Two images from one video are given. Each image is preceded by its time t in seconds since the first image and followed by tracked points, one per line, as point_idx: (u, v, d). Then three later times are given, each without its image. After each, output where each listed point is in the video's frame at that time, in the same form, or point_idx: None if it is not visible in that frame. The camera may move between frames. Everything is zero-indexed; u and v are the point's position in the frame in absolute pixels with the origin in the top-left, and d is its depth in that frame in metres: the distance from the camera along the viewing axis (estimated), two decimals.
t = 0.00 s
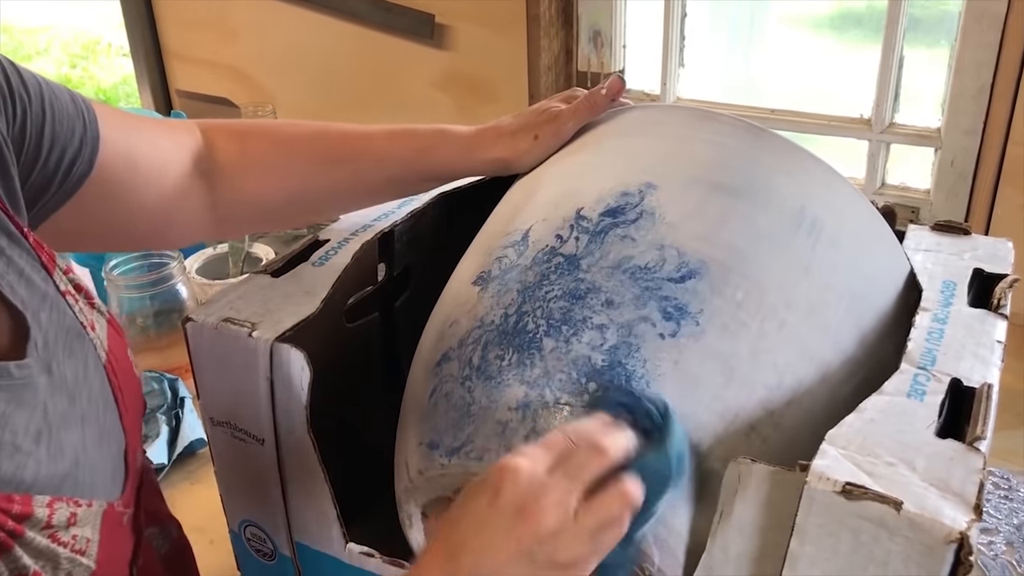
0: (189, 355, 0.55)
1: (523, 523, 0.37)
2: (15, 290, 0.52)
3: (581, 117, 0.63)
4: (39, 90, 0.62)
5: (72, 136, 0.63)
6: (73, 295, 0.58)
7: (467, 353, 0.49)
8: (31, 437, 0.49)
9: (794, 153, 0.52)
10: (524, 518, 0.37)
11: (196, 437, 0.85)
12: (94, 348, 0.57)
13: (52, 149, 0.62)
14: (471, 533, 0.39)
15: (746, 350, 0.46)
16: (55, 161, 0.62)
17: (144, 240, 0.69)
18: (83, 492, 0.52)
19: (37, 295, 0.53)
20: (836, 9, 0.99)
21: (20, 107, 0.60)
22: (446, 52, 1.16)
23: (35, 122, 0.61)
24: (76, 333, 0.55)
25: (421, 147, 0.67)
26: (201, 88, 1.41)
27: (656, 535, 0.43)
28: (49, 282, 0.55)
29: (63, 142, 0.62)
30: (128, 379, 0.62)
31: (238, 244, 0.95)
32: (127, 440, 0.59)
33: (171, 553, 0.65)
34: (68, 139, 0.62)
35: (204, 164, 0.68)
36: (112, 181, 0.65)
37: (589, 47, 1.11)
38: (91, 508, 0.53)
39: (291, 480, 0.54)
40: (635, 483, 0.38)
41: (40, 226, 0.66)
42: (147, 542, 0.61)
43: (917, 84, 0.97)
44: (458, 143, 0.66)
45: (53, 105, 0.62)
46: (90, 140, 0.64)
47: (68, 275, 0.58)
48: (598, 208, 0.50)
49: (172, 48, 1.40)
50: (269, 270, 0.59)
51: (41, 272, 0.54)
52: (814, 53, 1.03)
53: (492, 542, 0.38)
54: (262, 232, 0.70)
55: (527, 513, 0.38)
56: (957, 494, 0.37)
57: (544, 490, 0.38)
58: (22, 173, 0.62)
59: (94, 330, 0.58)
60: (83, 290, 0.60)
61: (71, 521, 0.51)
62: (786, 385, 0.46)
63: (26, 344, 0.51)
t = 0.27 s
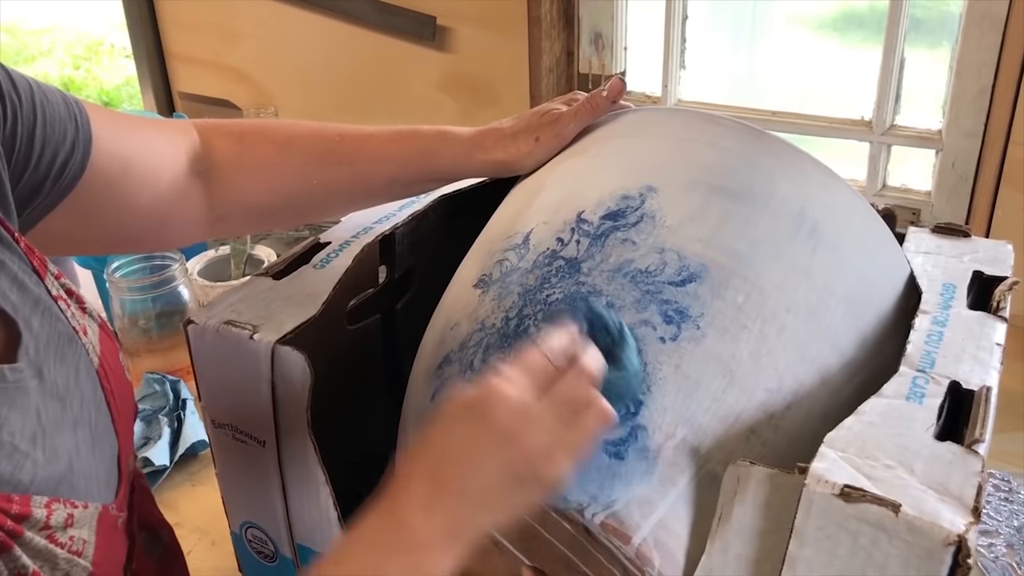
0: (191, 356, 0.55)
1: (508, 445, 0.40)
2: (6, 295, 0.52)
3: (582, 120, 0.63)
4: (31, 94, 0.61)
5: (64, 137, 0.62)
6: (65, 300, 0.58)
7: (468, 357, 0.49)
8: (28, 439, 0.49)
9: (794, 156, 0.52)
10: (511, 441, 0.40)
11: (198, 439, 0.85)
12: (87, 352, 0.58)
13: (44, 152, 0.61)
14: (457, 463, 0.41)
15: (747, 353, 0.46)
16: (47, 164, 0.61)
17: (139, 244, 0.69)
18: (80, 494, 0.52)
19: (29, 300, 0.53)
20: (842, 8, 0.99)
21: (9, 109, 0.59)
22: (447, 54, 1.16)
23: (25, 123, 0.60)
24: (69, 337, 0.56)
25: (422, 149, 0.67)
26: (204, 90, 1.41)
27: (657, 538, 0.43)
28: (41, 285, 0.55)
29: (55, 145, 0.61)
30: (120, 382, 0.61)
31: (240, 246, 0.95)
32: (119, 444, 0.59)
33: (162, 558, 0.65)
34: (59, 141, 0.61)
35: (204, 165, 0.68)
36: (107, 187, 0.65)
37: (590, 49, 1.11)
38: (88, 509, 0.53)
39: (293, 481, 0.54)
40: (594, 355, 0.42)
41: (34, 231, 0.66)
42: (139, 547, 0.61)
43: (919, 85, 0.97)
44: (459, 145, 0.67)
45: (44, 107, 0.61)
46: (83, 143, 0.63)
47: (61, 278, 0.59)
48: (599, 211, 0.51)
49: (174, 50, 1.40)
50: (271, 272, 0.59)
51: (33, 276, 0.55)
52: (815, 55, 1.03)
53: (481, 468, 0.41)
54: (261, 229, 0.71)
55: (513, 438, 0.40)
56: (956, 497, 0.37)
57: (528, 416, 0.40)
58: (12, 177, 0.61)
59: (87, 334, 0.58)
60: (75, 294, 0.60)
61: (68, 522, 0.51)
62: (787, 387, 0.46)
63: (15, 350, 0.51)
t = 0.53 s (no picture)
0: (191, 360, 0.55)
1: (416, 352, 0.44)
2: (4, 294, 0.52)
3: (581, 122, 0.63)
4: (24, 98, 0.60)
5: (58, 141, 0.61)
6: (60, 302, 0.58)
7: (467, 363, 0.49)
8: (32, 432, 0.49)
9: (792, 158, 0.53)
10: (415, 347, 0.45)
11: (199, 442, 0.85)
12: (83, 353, 0.58)
13: (37, 156, 0.60)
14: (386, 396, 0.44)
15: (744, 355, 0.46)
16: (41, 168, 0.61)
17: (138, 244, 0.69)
18: (81, 487, 0.53)
19: (26, 300, 0.54)
20: (844, 9, 0.99)
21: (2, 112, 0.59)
22: (448, 56, 1.16)
23: (18, 127, 0.59)
24: (65, 336, 0.56)
25: (422, 152, 0.67)
26: (206, 93, 1.41)
27: (654, 540, 0.43)
28: (36, 287, 0.55)
29: (48, 149, 0.61)
30: (115, 382, 0.62)
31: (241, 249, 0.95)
32: (116, 443, 0.59)
33: (155, 559, 0.65)
34: (53, 145, 0.61)
35: (204, 168, 0.68)
36: (103, 189, 0.65)
37: (591, 51, 1.11)
38: (89, 503, 0.53)
39: (292, 483, 0.54)
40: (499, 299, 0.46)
41: (30, 237, 0.66)
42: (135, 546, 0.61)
43: (919, 86, 0.97)
44: (458, 148, 0.67)
45: (37, 111, 0.60)
46: (76, 146, 0.62)
47: (55, 281, 0.59)
48: (597, 214, 0.51)
49: (176, 52, 1.41)
50: (271, 275, 0.59)
51: (29, 278, 0.55)
52: (816, 56, 1.03)
53: (406, 382, 0.44)
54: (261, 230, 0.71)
55: (416, 346, 0.45)
56: (954, 499, 0.37)
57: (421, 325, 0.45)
58: (5, 181, 0.60)
59: (82, 335, 0.59)
60: (69, 297, 0.60)
61: (71, 515, 0.51)
62: (784, 390, 0.46)
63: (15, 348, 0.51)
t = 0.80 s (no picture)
0: (190, 363, 0.55)
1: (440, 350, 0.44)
2: None
3: (578, 122, 0.63)
4: (20, 104, 0.60)
5: (54, 146, 0.61)
6: (56, 305, 0.58)
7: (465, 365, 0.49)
8: (33, 427, 0.49)
9: (790, 158, 0.52)
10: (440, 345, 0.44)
11: (200, 444, 0.85)
12: (80, 355, 0.57)
13: (32, 160, 0.60)
14: (407, 379, 0.45)
15: (742, 356, 0.46)
16: (36, 172, 0.61)
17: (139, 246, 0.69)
18: (83, 483, 0.53)
19: (22, 303, 0.53)
20: (845, 9, 0.99)
21: None
22: (447, 57, 1.16)
23: (14, 133, 0.59)
24: (61, 337, 0.56)
25: (421, 153, 0.67)
26: (207, 96, 1.41)
27: (652, 542, 0.43)
28: (33, 290, 0.55)
29: (44, 153, 0.61)
30: (112, 384, 0.62)
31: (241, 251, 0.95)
32: (113, 444, 0.59)
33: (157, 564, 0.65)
34: (49, 150, 0.61)
35: (202, 171, 0.68)
36: (99, 192, 0.65)
37: (591, 52, 1.11)
38: (90, 499, 0.53)
39: (291, 484, 0.54)
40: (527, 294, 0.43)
41: (25, 241, 0.65)
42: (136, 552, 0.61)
43: (920, 85, 0.97)
44: (455, 149, 0.66)
45: (33, 116, 0.60)
46: (71, 152, 0.62)
47: (50, 284, 0.58)
48: (594, 216, 0.51)
49: (176, 54, 1.40)
50: (269, 277, 0.59)
51: (25, 281, 0.55)
52: (816, 57, 1.03)
53: (426, 375, 0.44)
54: (260, 234, 0.71)
55: (442, 340, 0.44)
56: (952, 500, 0.37)
57: (450, 322, 0.44)
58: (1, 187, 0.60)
59: (78, 337, 0.59)
60: (64, 300, 0.60)
61: (71, 510, 0.51)
62: (782, 391, 0.46)
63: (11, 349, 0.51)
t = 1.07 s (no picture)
0: (188, 364, 0.55)
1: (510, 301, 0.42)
2: None
3: (576, 118, 0.63)
4: (10, 108, 0.59)
5: (44, 149, 0.60)
6: (51, 303, 0.58)
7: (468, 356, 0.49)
8: (21, 415, 0.49)
9: (788, 156, 0.52)
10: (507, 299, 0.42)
11: (199, 445, 0.85)
12: (75, 352, 0.58)
13: (23, 164, 0.59)
14: (471, 333, 0.41)
15: (741, 355, 0.46)
16: (27, 176, 0.60)
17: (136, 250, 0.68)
18: (73, 472, 0.53)
19: (14, 300, 0.53)
20: (845, 6, 0.98)
21: None
22: (447, 57, 1.16)
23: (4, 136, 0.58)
24: (56, 333, 0.56)
25: (418, 153, 0.67)
26: (207, 96, 1.41)
27: (651, 540, 0.43)
28: (26, 288, 0.55)
29: (34, 157, 0.60)
30: (107, 382, 0.62)
31: (240, 250, 0.95)
32: (108, 442, 0.59)
33: (152, 563, 0.65)
34: (40, 153, 0.60)
35: (200, 174, 0.68)
36: (92, 196, 0.64)
37: (590, 50, 1.11)
38: (79, 487, 0.53)
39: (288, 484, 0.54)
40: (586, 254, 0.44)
41: (20, 243, 0.64)
42: (134, 547, 0.61)
43: (919, 82, 0.97)
44: (455, 149, 0.67)
45: (23, 120, 0.60)
46: (62, 155, 0.62)
47: (45, 283, 0.59)
48: (593, 214, 0.50)
49: (176, 55, 1.41)
50: (266, 277, 0.59)
51: (19, 279, 0.55)
52: (816, 54, 1.03)
53: (497, 323, 0.41)
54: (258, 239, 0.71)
55: (510, 297, 0.42)
56: (949, 497, 0.36)
57: (520, 280, 0.42)
58: None
59: (74, 334, 0.59)
60: (60, 299, 0.60)
61: (62, 495, 0.51)
62: (781, 389, 0.46)
63: None
